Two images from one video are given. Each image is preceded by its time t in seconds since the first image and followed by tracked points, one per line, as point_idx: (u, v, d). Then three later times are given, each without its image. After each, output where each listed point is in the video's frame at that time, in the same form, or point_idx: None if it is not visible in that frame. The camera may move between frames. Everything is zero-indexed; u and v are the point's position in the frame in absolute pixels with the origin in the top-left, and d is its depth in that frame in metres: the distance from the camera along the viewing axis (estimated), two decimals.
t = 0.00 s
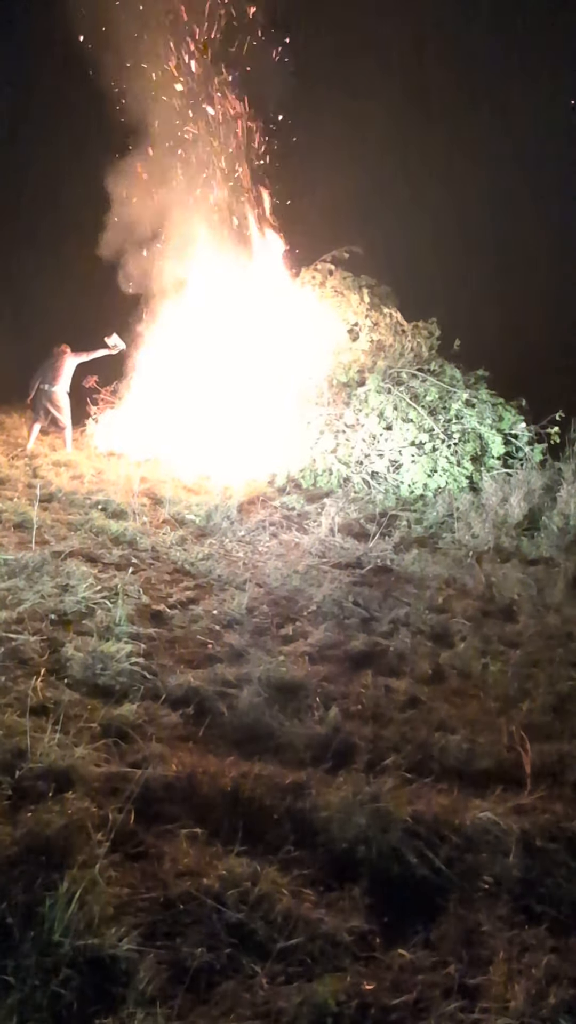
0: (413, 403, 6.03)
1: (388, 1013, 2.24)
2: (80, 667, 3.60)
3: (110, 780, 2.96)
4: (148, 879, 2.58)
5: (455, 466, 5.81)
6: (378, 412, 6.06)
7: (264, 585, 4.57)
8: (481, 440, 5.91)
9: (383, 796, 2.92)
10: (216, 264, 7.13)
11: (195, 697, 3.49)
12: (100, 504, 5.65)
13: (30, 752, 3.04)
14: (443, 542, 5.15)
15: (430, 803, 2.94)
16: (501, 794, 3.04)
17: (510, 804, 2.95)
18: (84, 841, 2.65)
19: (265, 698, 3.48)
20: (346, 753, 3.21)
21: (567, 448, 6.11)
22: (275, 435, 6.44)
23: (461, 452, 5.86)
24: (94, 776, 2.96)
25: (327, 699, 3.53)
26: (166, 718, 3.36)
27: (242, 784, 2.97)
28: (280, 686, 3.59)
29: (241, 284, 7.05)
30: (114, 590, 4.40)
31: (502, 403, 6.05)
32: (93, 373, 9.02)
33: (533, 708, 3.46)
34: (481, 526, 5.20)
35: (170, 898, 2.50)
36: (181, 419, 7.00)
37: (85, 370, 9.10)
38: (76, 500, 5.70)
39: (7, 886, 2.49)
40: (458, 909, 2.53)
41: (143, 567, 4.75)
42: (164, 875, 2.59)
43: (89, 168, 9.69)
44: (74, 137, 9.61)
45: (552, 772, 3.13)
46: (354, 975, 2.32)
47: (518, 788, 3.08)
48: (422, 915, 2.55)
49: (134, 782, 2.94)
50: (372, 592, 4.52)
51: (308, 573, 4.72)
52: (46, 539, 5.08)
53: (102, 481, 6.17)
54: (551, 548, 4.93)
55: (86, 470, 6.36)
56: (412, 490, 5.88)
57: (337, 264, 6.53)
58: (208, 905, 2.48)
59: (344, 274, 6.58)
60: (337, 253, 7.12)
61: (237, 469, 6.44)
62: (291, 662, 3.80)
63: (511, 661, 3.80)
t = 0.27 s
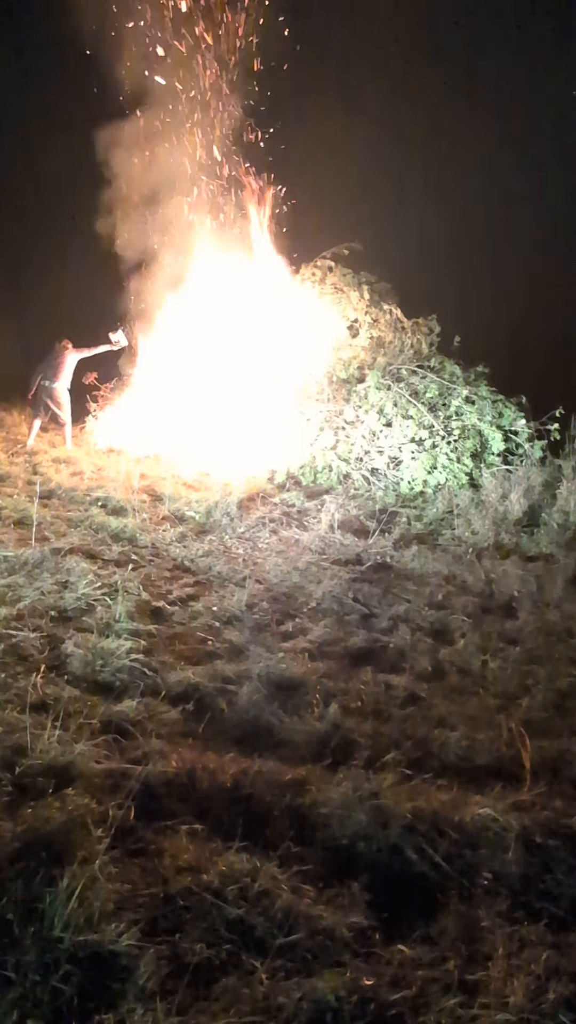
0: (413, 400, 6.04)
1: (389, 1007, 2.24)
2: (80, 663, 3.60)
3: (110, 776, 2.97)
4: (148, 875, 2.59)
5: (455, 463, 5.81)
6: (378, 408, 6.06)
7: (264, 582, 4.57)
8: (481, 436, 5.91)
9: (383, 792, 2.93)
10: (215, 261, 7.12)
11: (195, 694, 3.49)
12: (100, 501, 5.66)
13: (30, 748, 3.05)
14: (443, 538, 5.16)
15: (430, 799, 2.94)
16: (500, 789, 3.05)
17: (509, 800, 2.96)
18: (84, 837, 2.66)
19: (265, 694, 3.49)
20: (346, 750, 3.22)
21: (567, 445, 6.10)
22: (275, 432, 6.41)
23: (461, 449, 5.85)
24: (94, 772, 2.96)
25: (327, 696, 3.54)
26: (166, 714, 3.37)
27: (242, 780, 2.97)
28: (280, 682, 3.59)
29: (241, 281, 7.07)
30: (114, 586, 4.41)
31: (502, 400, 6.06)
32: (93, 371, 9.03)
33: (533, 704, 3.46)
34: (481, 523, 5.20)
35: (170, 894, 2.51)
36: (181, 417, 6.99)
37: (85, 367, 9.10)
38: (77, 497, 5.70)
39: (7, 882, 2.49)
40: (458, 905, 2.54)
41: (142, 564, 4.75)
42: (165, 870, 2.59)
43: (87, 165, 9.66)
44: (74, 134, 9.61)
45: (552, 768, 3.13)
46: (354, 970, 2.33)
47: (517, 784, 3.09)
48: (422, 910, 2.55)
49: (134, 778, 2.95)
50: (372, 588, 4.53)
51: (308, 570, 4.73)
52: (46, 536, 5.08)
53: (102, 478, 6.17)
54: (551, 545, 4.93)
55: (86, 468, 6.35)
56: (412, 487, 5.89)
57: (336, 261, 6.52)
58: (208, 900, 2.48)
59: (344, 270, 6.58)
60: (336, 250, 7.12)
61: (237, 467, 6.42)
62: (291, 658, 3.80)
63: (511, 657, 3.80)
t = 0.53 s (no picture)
0: (413, 397, 6.03)
1: (389, 1004, 2.25)
2: (81, 660, 3.60)
3: (111, 773, 2.97)
4: (148, 872, 2.59)
5: (455, 460, 5.82)
6: (378, 405, 6.02)
7: (264, 579, 4.57)
8: (481, 433, 5.91)
9: (382, 790, 2.93)
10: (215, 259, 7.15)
11: (195, 691, 3.49)
12: (100, 497, 5.67)
13: (30, 745, 3.05)
14: (443, 536, 5.16)
15: (429, 796, 2.95)
16: (500, 787, 3.05)
17: (509, 797, 2.96)
18: (85, 834, 2.66)
19: (265, 691, 3.49)
20: (346, 747, 3.22)
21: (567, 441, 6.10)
22: (275, 428, 6.41)
23: (461, 446, 5.85)
24: (94, 769, 2.97)
25: (327, 692, 3.54)
26: (166, 711, 3.37)
27: (242, 777, 2.98)
28: (280, 680, 3.60)
29: (242, 278, 7.06)
30: (114, 583, 4.41)
31: (502, 397, 6.04)
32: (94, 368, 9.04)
33: (532, 701, 3.47)
34: (481, 520, 5.20)
35: (170, 891, 2.51)
36: (181, 414, 7.00)
37: (85, 365, 9.11)
38: (77, 493, 5.71)
39: (8, 879, 2.50)
40: (457, 902, 2.54)
41: (143, 561, 4.76)
42: (165, 867, 2.60)
43: (86, 163, 9.66)
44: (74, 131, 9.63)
45: (551, 766, 3.14)
46: (354, 967, 2.33)
47: (517, 781, 3.09)
48: (422, 908, 2.55)
49: (134, 775, 2.95)
50: (372, 585, 4.53)
51: (308, 567, 4.73)
52: (46, 532, 5.09)
53: (102, 475, 6.18)
54: (551, 542, 4.94)
55: (86, 465, 6.36)
56: (412, 484, 5.89)
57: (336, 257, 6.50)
58: (208, 897, 2.49)
59: (344, 266, 6.54)
60: (336, 246, 7.11)
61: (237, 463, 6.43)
62: (291, 656, 3.80)
63: (510, 654, 3.80)
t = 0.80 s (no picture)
0: (413, 396, 6.04)
1: (389, 1001, 2.25)
2: (81, 659, 3.60)
3: (111, 771, 2.98)
4: (148, 870, 2.59)
5: (455, 459, 5.83)
6: (378, 404, 6.06)
7: (264, 577, 4.57)
8: (481, 432, 5.91)
9: (383, 788, 2.93)
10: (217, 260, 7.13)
11: (195, 689, 3.49)
12: (100, 495, 5.67)
13: (31, 744, 3.05)
14: (443, 534, 5.16)
15: (430, 794, 2.95)
16: (500, 785, 3.05)
17: (509, 795, 2.96)
18: (85, 832, 2.66)
19: (265, 690, 3.49)
20: (346, 745, 3.22)
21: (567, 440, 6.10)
22: (275, 427, 6.40)
23: (460, 445, 5.86)
24: (94, 767, 2.97)
25: (327, 691, 3.54)
26: (166, 709, 3.37)
27: (243, 775, 2.98)
28: (280, 678, 3.60)
29: (242, 276, 7.03)
30: (114, 582, 4.41)
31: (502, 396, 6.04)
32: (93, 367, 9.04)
33: (533, 699, 3.46)
34: (481, 519, 5.20)
35: (170, 889, 2.51)
36: (182, 414, 7.01)
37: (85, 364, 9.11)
38: (77, 492, 5.71)
39: (8, 877, 2.50)
40: (458, 900, 2.54)
41: (143, 559, 4.76)
42: (165, 865, 2.60)
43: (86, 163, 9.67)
44: (73, 132, 9.64)
45: (551, 764, 3.13)
46: (354, 965, 2.33)
47: (517, 779, 3.09)
48: (422, 906, 2.56)
49: (134, 773, 2.95)
50: (372, 584, 4.53)
51: (308, 565, 4.74)
52: (46, 531, 5.09)
53: (102, 473, 6.18)
54: (551, 540, 4.94)
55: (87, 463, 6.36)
56: (412, 483, 5.90)
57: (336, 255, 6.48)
58: (209, 895, 2.49)
59: (343, 265, 6.52)
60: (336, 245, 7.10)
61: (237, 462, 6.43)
62: (291, 654, 3.80)
63: (511, 652, 3.80)
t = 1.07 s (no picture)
0: (413, 395, 6.03)
1: (389, 1001, 2.25)
2: (81, 657, 3.61)
3: (111, 770, 2.98)
4: (148, 869, 2.59)
5: (455, 458, 5.83)
6: (378, 403, 6.06)
7: (264, 576, 4.57)
8: (481, 431, 5.91)
9: (383, 787, 2.93)
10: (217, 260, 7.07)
11: (195, 688, 3.49)
12: (100, 495, 5.67)
13: (31, 742, 3.05)
14: (443, 534, 5.16)
15: (430, 793, 2.95)
16: (500, 784, 3.05)
17: (509, 794, 2.96)
18: (85, 831, 2.67)
19: (265, 689, 3.49)
20: (347, 744, 3.22)
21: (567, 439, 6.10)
22: (276, 426, 6.39)
23: (460, 443, 5.86)
24: (95, 766, 2.97)
25: (327, 690, 3.54)
26: (166, 708, 3.37)
27: (242, 775, 2.98)
28: (280, 677, 3.60)
29: (242, 276, 7.00)
30: (114, 581, 4.41)
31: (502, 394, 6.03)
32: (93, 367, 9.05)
33: (533, 698, 3.46)
34: (481, 517, 5.20)
35: (170, 888, 2.51)
36: (182, 413, 7.03)
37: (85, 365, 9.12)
38: (77, 491, 5.71)
39: (8, 876, 2.50)
40: (458, 899, 2.54)
41: (143, 558, 4.75)
42: (165, 864, 2.60)
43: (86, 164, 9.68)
44: (73, 133, 9.64)
45: (552, 763, 3.13)
46: (354, 964, 2.33)
47: (517, 778, 3.09)
48: (422, 905, 2.55)
49: (134, 773, 2.95)
50: (372, 583, 4.53)
51: (308, 564, 4.74)
52: (46, 530, 5.09)
53: (102, 472, 6.19)
54: (551, 540, 4.94)
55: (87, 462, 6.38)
56: (412, 481, 5.90)
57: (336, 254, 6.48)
58: (209, 893, 2.49)
59: (343, 264, 6.53)
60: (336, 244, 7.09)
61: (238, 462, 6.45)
62: (291, 653, 3.80)
63: (511, 652, 3.80)
